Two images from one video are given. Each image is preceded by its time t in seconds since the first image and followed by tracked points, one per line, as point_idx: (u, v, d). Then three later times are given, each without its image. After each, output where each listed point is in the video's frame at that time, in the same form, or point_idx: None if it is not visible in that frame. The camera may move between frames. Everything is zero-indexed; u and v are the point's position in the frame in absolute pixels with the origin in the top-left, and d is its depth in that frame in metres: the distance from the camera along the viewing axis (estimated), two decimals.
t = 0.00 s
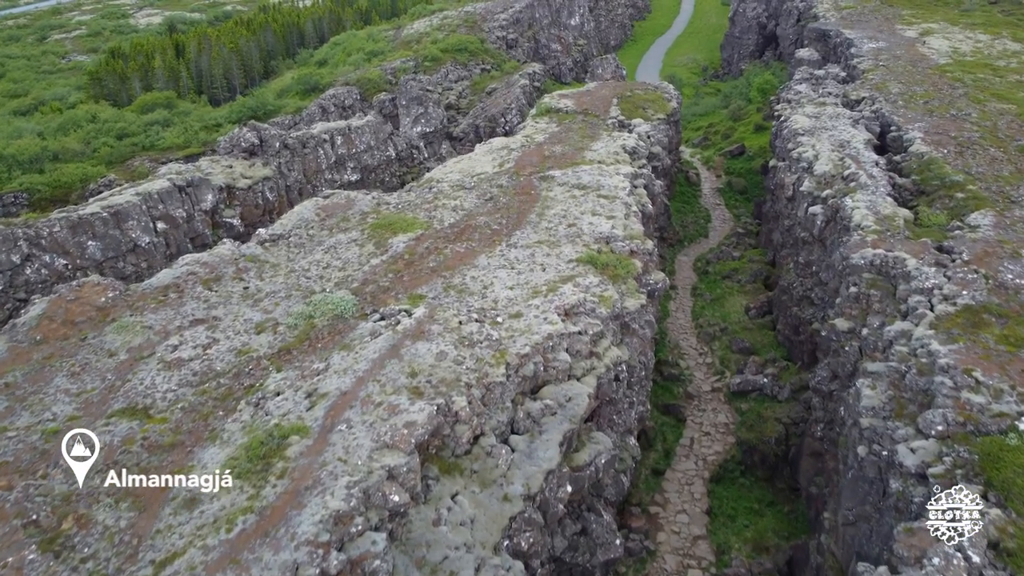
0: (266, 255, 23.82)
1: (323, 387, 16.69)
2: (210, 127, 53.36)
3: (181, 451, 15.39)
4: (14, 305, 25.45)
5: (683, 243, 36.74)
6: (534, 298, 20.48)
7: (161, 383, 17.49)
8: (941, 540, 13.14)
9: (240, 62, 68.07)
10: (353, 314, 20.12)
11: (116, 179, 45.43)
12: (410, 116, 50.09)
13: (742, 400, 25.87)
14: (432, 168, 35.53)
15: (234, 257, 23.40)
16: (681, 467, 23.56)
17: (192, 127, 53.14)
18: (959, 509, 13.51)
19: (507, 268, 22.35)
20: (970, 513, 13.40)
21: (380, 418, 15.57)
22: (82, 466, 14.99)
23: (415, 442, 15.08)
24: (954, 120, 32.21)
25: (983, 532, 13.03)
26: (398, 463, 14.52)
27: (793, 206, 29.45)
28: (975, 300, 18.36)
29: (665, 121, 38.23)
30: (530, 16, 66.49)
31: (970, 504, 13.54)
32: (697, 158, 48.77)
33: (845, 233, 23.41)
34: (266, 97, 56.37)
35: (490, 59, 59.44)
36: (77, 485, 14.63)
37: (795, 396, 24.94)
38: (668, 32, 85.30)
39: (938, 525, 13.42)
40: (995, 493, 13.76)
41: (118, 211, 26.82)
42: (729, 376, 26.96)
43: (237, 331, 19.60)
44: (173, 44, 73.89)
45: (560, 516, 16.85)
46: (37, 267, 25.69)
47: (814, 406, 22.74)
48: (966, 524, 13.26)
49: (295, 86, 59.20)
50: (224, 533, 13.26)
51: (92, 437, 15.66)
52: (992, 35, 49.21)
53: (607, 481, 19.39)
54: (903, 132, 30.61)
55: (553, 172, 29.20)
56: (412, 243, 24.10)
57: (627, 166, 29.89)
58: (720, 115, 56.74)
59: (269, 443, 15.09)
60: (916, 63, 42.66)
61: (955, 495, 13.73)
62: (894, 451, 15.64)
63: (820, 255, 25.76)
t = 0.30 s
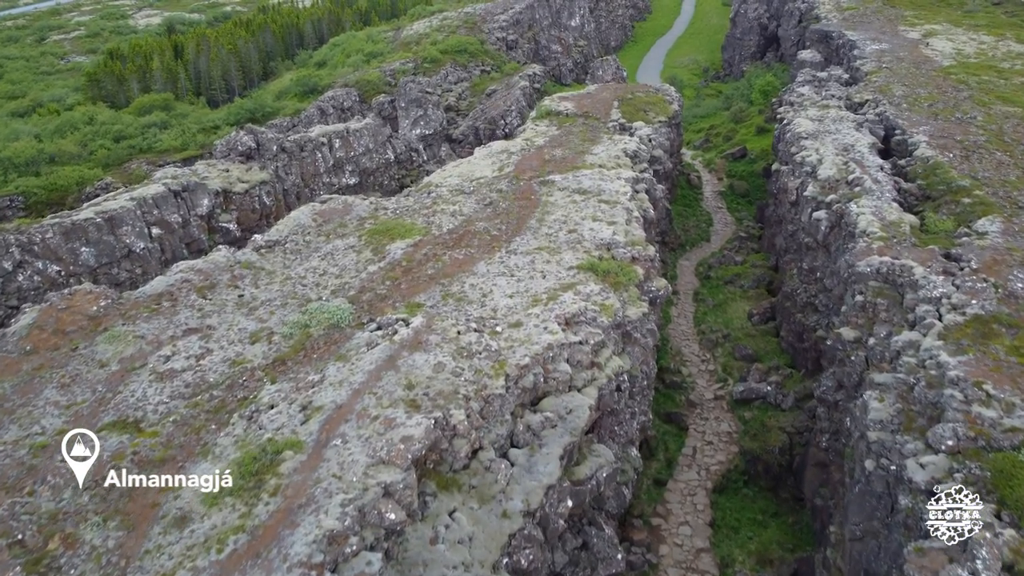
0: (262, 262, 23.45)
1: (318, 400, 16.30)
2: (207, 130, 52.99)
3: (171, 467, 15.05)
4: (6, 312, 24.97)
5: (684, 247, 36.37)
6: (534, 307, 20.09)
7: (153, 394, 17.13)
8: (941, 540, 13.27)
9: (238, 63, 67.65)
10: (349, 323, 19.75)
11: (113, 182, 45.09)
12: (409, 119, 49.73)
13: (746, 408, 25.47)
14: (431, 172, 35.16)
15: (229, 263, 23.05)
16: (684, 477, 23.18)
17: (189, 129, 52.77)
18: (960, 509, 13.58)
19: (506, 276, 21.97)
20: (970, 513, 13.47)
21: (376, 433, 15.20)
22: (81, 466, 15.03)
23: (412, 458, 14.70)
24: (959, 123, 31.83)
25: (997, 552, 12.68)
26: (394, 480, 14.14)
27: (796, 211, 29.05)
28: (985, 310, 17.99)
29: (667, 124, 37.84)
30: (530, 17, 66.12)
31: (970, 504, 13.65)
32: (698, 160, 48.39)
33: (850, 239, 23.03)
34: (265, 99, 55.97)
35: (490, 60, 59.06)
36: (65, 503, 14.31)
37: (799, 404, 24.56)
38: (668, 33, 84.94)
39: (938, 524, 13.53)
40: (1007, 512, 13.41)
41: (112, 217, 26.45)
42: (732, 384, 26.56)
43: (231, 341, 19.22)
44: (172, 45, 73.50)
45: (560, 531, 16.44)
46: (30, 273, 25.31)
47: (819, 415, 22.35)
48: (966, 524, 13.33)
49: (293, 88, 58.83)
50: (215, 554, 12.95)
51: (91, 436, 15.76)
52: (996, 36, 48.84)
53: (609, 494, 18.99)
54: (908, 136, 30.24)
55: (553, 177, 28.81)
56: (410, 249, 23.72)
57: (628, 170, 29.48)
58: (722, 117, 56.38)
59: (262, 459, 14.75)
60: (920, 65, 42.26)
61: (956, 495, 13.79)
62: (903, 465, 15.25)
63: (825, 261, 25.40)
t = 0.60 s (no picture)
0: (257, 269, 23.08)
1: (312, 413, 15.92)
2: (205, 131, 52.60)
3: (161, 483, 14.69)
4: None
5: (685, 251, 36.00)
6: (534, 315, 19.71)
7: (143, 407, 16.74)
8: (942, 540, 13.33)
9: (237, 64, 67.27)
10: (345, 332, 19.37)
11: (109, 185, 44.74)
12: (408, 120, 49.33)
13: (749, 416, 25.07)
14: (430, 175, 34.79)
15: (224, 270, 22.69)
16: (686, 488, 22.77)
17: (187, 131, 52.39)
18: (959, 509, 13.68)
19: (506, 283, 21.59)
20: (970, 514, 13.59)
21: (371, 447, 14.82)
22: (81, 466, 15.08)
23: (409, 474, 14.31)
24: (964, 127, 31.46)
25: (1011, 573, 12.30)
26: (390, 497, 13.75)
27: (800, 216, 28.65)
28: (995, 320, 17.62)
29: (668, 126, 37.44)
30: (530, 18, 65.75)
31: (970, 505, 13.72)
32: (700, 162, 48.02)
33: (856, 245, 22.65)
34: (263, 101, 55.59)
35: (489, 61, 58.66)
36: (50, 521, 13.94)
37: (803, 413, 24.18)
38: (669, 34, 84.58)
39: (938, 524, 13.59)
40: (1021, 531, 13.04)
41: (106, 222, 26.05)
42: (735, 392, 26.17)
43: (225, 350, 18.84)
44: (170, 46, 73.08)
45: (561, 547, 16.05)
46: (22, 279, 25.03)
47: (823, 425, 21.97)
48: (966, 524, 13.43)
49: (292, 90, 58.47)
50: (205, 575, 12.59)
51: (92, 437, 15.82)
52: (1000, 37, 48.47)
53: (610, 507, 18.59)
54: (913, 139, 29.87)
55: (553, 181, 28.43)
56: (407, 256, 23.34)
57: (630, 175, 29.08)
58: (723, 119, 56.00)
59: (255, 476, 14.38)
60: (923, 67, 41.90)
61: (956, 495, 13.88)
62: (912, 481, 14.86)
63: (829, 267, 25.03)
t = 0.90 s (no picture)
0: (252, 276, 22.71)
1: (306, 427, 15.54)
2: (203, 134, 52.23)
3: (150, 501, 14.35)
4: None
5: (687, 255, 35.62)
6: (534, 325, 19.32)
7: (134, 420, 16.40)
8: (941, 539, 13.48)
9: (235, 65, 66.89)
10: (341, 343, 18.99)
11: (106, 188, 44.38)
12: (407, 123, 48.93)
13: (752, 425, 24.67)
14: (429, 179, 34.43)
15: (218, 277, 22.29)
16: (689, 499, 22.37)
17: (184, 133, 52.00)
18: (959, 509, 13.75)
19: (505, 291, 21.20)
20: (970, 514, 13.65)
21: (367, 464, 14.43)
22: (81, 467, 15.15)
23: (405, 491, 13.91)
24: (970, 130, 31.07)
25: None
26: (386, 515, 13.35)
27: (803, 221, 28.25)
28: (1005, 330, 17.24)
29: (669, 129, 37.03)
30: (530, 19, 65.37)
31: (970, 505, 13.75)
32: (701, 165, 47.64)
33: (861, 252, 22.27)
34: (261, 103, 55.22)
35: (489, 62, 58.22)
36: (36, 541, 13.66)
37: (807, 422, 23.79)
38: (669, 34, 84.24)
39: (938, 524, 13.71)
40: None
41: (99, 228, 25.66)
42: (738, 400, 25.77)
43: (218, 361, 18.46)
44: (168, 47, 72.70)
45: (561, 564, 15.65)
46: (13, 287, 24.56)
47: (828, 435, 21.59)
48: (966, 524, 13.54)
49: (290, 92, 58.10)
50: None
51: (92, 438, 15.86)
52: (1004, 39, 48.05)
53: (611, 521, 18.18)
54: (918, 143, 29.48)
55: (553, 186, 28.01)
56: (405, 263, 22.96)
57: (630, 179, 28.65)
58: (724, 120, 55.63)
59: (246, 493, 14.02)
60: (926, 69, 41.52)
61: (956, 495, 13.91)
62: (922, 497, 14.47)
63: (833, 274, 24.66)
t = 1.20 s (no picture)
0: (247, 284, 22.30)
1: (300, 443, 15.15)
2: (200, 136, 51.84)
3: (139, 520, 13.99)
4: None
5: (688, 260, 35.21)
6: (534, 335, 18.92)
7: (124, 435, 16.01)
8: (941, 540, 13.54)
9: (233, 67, 66.49)
10: (337, 354, 18.59)
11: (102, 191, 44.02)
12: (406, 125, 48.52)
13: (756, 435, 24.27)
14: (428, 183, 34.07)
15: (213, 285, 21.90)
16: (691, 511, 21.96)
17: (182, 135, 51.61)
18: (959, 509, 13.78)
19: (504, 300, 20.79)
20: (970, 514, 13.64)
21: (362, 482, 14.04)
22: (81, 467, 15.20)
23: (401, 511, 13.51)
24: (975, 134, 30.69)
25: None
26: (381, 536, 12.96)
27: (807, 226, 27.80)
28: (1015, 343, 16.87)
29: (671, 132, 36.63)
30: (530, 20, 64.97)
31: (970, 504, 13.75)
32: (702, 168, 47.24)
33: (867, 260, 21.87)
34: (259, 105, 54.81)
35: (489, 64, 57.78)
36: (21, 563, 13.30)
37: (812, 432, 23.39)
38: (670, 35, 83.84)
39: (938, 524, 13.78)
40: None
41: (92, 234, 25.27)
42: (741, 409, 25.36)
43: (211, 373, 18.05)
44: (167, 48, 72.30)
45: None
46: (5, 294, 24.16)
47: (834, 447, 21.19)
48: (966, 525, 13.54)
49: (289, 94, 57.68)
50: None
51: (93, 438, 15.87)
52: (1008, 41, 47.65)
53: (613, 536, 17.75)
54: (923, 147, 29.09)
55: (553, 191, 27.60)
56: (403, 270, 22.56)
57: (632, 184, 28.23)
58: (726, 123, 55.25)
59: (237, 513, 13.63)
60: (930, 71, 41.14)
61: (956, 495, 13.97)
62: (933, 516, 14.06)
63: (838, 281, 24.28)
